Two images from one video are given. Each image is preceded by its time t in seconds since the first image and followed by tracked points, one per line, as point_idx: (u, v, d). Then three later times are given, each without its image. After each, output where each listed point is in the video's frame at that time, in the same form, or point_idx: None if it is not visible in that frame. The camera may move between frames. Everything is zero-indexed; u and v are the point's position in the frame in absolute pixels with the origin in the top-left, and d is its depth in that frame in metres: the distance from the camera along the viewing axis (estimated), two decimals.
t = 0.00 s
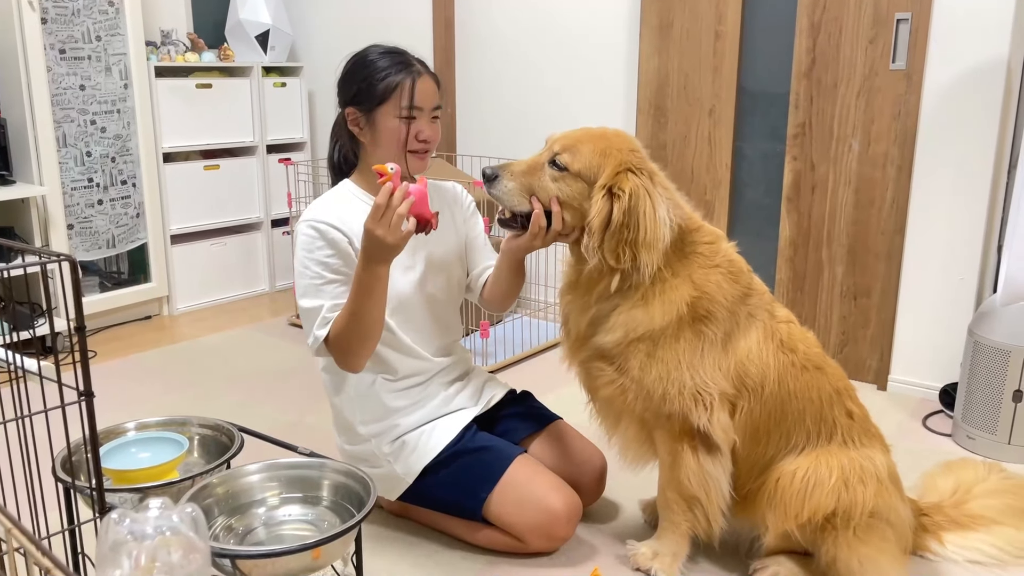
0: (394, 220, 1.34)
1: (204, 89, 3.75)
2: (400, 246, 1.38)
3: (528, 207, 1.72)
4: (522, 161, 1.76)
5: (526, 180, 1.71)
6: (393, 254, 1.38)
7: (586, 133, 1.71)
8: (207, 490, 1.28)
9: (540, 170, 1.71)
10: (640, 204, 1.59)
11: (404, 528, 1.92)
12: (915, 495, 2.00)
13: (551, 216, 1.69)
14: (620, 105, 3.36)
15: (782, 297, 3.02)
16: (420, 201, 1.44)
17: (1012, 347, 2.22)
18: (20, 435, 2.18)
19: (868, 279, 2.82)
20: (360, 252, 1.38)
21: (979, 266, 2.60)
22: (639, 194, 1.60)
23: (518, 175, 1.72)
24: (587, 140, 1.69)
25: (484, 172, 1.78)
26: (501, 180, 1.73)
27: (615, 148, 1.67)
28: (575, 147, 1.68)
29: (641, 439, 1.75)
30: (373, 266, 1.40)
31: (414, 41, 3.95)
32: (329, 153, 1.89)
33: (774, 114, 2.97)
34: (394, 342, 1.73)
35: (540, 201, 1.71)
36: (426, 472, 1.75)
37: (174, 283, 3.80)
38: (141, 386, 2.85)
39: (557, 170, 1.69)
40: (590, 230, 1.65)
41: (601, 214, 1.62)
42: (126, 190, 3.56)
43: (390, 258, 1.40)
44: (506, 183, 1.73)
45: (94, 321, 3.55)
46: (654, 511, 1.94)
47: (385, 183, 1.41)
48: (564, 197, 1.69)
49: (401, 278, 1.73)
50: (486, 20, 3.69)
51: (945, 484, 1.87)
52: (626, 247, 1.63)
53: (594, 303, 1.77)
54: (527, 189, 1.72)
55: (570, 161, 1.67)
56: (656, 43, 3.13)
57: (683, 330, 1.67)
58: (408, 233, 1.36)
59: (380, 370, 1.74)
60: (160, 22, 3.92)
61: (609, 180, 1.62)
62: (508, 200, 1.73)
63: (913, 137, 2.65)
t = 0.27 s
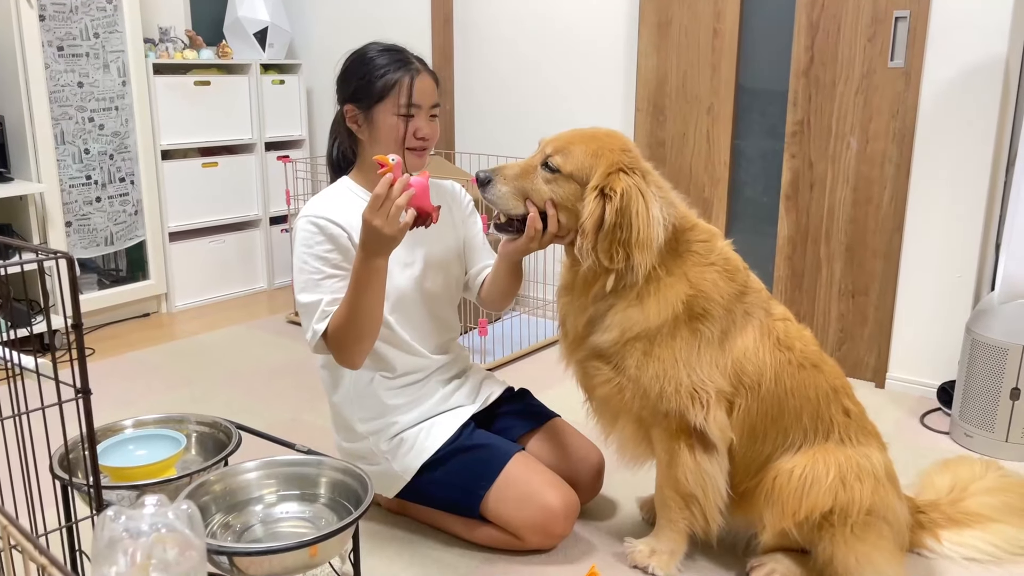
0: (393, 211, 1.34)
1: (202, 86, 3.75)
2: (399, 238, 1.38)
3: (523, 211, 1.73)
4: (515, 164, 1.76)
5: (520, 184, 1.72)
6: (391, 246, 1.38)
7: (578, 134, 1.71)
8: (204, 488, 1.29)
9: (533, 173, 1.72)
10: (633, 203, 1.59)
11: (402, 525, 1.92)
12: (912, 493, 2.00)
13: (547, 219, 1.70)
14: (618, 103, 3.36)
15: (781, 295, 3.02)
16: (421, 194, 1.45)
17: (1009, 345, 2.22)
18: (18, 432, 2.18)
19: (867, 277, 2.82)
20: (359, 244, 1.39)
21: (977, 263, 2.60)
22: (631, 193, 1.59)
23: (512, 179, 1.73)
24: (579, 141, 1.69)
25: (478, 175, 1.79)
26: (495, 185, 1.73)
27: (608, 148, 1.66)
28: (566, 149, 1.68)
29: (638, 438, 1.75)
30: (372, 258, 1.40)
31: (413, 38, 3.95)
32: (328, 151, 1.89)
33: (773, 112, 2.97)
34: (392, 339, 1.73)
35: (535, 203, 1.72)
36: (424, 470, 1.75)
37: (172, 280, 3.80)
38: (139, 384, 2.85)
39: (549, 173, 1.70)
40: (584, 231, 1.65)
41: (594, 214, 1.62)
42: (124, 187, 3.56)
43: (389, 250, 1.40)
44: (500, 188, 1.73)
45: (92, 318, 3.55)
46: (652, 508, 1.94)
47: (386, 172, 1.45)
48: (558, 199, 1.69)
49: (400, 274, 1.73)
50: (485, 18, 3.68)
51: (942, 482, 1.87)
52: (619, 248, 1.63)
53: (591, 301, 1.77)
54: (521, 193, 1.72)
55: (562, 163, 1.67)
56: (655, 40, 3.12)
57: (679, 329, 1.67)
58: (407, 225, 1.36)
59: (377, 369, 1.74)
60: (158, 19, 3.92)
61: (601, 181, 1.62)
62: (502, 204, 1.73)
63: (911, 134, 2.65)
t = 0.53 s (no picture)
0: (392, 198, 1.34)
1: (201, 82, 3.74)
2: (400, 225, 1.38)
3: (524, 202, 1.73)
4: (517, 157, 1.76)
5: (521, 176, 1.72)
6: (391, 234, 1.38)
7: (580, 127, 1.71)
8: (204, 484, 1.29)
9: (534, 165, 1.72)
10: (633, 198, 1.59)
11: (402, 522, 1.92)
12: (911, 490, 2.00)
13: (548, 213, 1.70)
14: (618, 100, 3.36)
15: (781, 292, 3.02)
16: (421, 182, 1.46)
17: (1009, 342, 2.22)
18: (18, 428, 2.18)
19: (867, 274, 2.82)
20: (359, 233, 1.39)
21: (977, 261, 2.60)
22: (631, 188, 1.59)
23: (512, 170, 1.73)
24: (580, 135, 1.69)
25: (479, 168, 1.79)
26: (495, 176, 1.74)
27: (609, 142, 1.66)
28: (568, 142, 1.68)
29: (638, 434, 1.75)
30: (372, 247, 1.39)
31: (412, 35, 3.94)
32: (329, 146, 1.89)
33: (773, 108, 2.97)
34: (392, 335, 1.72)
35: (536, 195, 1.72)
36: (425, 466, 1.75)
37: (171, 277, 3.79)
38: (138, 380, 2.85)
39: (550, 165, 1.70)
40: (585, 225, 1.65)
41: (595, 208, 1.62)
42: (123, 183, 3.55)
43: (389, 238, 1.40)
44: (500, 178, 1.74)
45: (92, 315, 3.54)
46: (652, 505, 1.94)
47: (386, 160, 1.47)
48: (559, 192, 1.69)
49: (401, 270, 1.73)
50: (485, 14, 3.68)
51: (942, 479, 1.88)
52: (619, 243, 1.63)
53: (591, 297, 1.76)
54: (522, 185, 1.73)
55: (563, 156, 1.67)
56: (655, 37, 3.12)
57: (678, 325, 1.67)
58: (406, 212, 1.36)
59: (377, 365, 1.74)
60: (157, 15, 3.91)
61: (601, 175, 1.62)
62: (503, 195, 1.74)
63: (911, 132, 2.65)
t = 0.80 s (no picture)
0: (394, 202, 1.33)
1: (201, 80, 3.74)
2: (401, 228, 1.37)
3: (525, 200, 1.73)
4: (518, 155, 1.76)
5: (522, 173, 1.72)
6: (393, 237, 1.38)
7: (581, 125, 1.71)
8: (205, 481, 1.28)
9: (535, 163, 1.72)
10: (634, 195, 1.59)
11: (402, 520, 1.92)
12: (911, 488, 2.00)
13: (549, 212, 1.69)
14: (619, 97, 3.35)
15: (781, 290, 3.01)
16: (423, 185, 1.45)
17: (1009, 340, 2.22)
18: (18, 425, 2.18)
19: (867, 272, 2.82)
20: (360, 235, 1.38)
21: (977, 259, 2.60)
22: (633, 186, 1.59)
23: (513, 168, 1.73)
24: (581, 132, 1.69)
25: (480, 166, 1.79)
26: (496, 174, 1.74)
27: (610, 140, 1.66)
28: (569, 140, 1.68)
29: (638, 432, 1.75)
30: (372, 249, 1.39)
31: (412, 32, 3.94)
32: (330, 144, 1.88)
33: (773, 106, 2.97)
34: (392, 334, 1.72)
35: (537, 193, 1.71)
36: (425, 464, 1.75)
37: (171, 275, 3.79)
38: (138, 378, 2.84)
39: (551, 163, 1.69)
40: (586, 223, 1.65)
41: (596, 206, 1.61)
42: (123, 181, 3.55)
43: (390, 241, 1.39)
44: (501, 176, 1.74)
45: (91, 312, 3.54)
46: (652, 503, 1.94)
47: (388, 163, 1.44)
48: (561, 190, 1.69)
49: (401, 269, 1.73)
50: (485, 12, 3.67)
51: (942, 477, 1.88)
52: (620, 240, 1.63)
53: (591, 295, 1.76)
54: (523, 183, 1.72)
55: (564, 154, 1.67)
56: (655, 34, 3.12)
57: (679, 322, 1.67)
58: (408, 216, 1.35)
59: (378, 363, 1.74)
60: (157, 13, 3.90)
61: (603, 173, 1.61)
62: (504, 193, 1.74)
63: (912, 130, 2.65)
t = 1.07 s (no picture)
0: (393, 200, 1.33)
1: (201, 78, 3.74)
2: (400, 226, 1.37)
3: (525, 200, 1.73)
4: (517, 154, 1.76)
5: (521, 172, 1.72)
6: (392, 235, 1.37)
7: (580, 124, 1.71)
8: (204, 479, 1.28)
9: (534, 162, 1.72)
10: (634, 194, 1.58)
11: (402, 518, 1.92)
12: (911, 486, 2.00)
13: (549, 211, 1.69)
14: (618, 96, 3.35)
15: (781, 288, 3.01)
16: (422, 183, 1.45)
17: (1009, 338, 2.22)
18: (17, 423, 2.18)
19: (867, 271, 2.82)
20: (359, 233, 1.38)
21: (977, 257, 2.60)
22: (632, 184, 1.59)
23: (513, 168, 1.73)
24: (580, 131, 1.69)
25: (479, 165, 1.79)
26: (495, 174, 1.74)
27: (610, 139, 1.66)
28: (568, 139, 1.68)
29: (638, 430, 1.75)
30: (372, 247, 1.38)
31: (412, 31, 3.93)
32: (328, 142, 1.88)
33: (773, 105, 2.97)
34: (391, 332, 1.72)
35: (536, 192, 1.71)
36: (424, 462, 1.74)
37: (171, 273, 3.79)
38: (138, 376, 2.84)
39: (551, 162, 1.69)
40: (586, 223, 1.65)
41: (596, 205, 1.61)
42: (122, 179, 3.55)
43: (389, 239, 1.39)
44: (500, 176, 1.73)
45: (91, 311, 3.54)
46: (652, 501, 1.94)
47: (387, 161, 1.46)
48: (560, 189, 1.68)
49: (401, 268, 1.73)
50: (484, 10, 3.67)
51: (942, 475, 1.88)
52: (620, 239, 1.63)
53: (591, 293, 1.76)
54: (523, 183, 1.72)
55: (564, 153, 1.67)
56: (655, 33, 3.11)
57: (679, 321, 1.67)
58: (407, 214, 1.35)
59: (377, 361, 1.74)
60: (156, 11, 3.90)
61: (603, 171, 1.61)
62: (503, 192, 1.74)
63: (911, 128, 2.65)
